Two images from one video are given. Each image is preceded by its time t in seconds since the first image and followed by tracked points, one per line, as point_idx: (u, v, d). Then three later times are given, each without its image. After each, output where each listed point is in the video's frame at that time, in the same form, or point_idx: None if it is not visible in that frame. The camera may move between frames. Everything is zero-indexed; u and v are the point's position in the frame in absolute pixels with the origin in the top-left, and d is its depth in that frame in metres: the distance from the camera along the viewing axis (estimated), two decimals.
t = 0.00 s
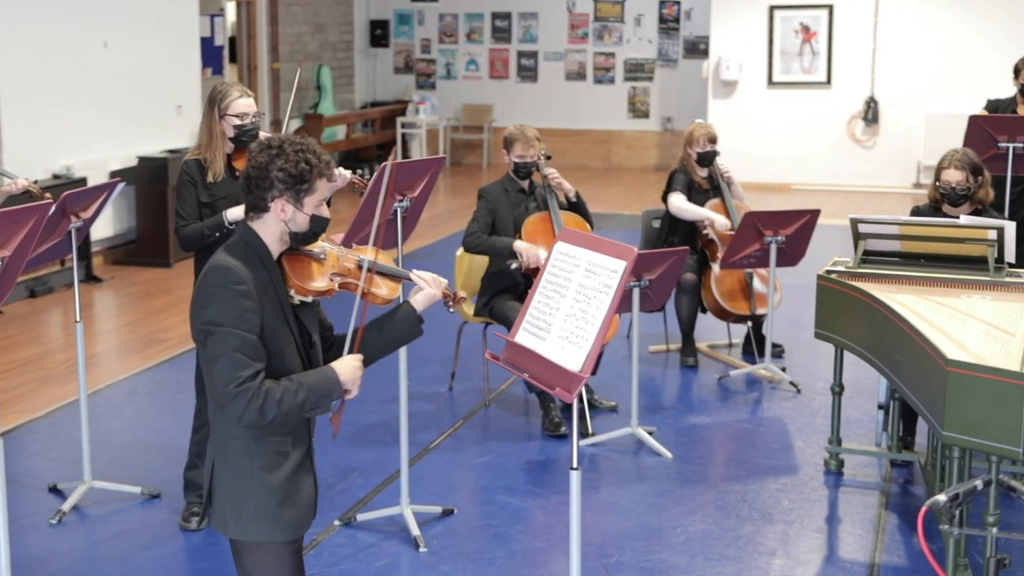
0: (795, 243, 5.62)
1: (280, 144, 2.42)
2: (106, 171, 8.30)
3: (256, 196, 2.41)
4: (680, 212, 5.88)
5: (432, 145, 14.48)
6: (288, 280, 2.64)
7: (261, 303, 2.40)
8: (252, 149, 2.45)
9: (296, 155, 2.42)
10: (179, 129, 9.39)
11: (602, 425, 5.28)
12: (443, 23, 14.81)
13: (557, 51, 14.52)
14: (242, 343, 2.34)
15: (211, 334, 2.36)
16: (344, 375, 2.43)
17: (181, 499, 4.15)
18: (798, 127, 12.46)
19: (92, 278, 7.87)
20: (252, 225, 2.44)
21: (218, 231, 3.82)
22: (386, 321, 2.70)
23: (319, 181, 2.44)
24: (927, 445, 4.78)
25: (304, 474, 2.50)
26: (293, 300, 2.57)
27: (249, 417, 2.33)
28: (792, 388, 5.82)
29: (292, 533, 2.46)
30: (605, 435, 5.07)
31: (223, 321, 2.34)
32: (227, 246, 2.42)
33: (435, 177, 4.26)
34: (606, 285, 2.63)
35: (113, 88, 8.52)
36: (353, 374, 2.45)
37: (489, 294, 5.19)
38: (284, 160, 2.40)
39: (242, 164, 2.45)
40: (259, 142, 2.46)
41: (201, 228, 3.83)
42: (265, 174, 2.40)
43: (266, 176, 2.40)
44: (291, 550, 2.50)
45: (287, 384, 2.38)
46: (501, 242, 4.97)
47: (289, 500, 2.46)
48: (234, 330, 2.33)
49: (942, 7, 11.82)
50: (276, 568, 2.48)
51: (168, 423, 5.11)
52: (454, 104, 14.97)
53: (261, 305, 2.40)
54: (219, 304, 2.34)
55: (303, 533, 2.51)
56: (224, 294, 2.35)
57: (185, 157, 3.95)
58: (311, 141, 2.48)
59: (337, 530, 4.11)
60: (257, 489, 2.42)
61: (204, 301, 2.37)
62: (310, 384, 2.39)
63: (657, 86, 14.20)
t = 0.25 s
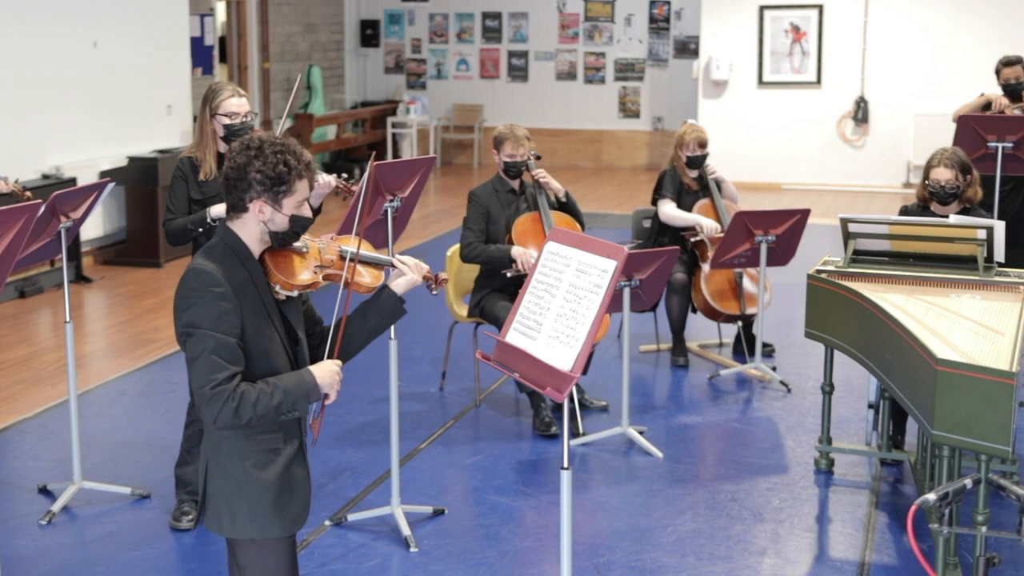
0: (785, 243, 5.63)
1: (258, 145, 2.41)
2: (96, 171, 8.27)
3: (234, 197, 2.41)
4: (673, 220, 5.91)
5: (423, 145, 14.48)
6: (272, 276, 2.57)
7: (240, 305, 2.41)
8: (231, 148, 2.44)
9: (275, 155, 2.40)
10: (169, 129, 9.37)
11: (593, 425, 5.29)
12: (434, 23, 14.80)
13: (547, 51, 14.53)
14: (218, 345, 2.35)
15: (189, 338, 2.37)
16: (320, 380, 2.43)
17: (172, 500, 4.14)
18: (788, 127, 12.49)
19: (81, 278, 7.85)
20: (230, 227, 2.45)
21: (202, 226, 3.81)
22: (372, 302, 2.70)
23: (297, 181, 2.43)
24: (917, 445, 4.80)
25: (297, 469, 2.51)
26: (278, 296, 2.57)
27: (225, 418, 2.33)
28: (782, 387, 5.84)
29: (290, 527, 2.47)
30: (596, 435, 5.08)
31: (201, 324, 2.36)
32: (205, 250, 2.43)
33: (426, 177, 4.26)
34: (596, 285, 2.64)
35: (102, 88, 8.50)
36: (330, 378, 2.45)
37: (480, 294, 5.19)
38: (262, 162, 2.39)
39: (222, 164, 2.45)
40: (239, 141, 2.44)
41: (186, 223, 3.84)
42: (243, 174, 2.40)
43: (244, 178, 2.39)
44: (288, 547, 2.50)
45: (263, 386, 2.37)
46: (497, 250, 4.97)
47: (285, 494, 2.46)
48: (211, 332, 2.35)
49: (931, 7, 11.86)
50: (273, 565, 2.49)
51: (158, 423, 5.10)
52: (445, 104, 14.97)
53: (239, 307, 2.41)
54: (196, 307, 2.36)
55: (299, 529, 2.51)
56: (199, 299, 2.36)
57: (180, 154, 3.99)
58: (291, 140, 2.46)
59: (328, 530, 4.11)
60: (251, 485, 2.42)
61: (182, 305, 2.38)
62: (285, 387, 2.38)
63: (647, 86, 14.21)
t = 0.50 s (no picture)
0: (775, 242, 5.65)
1: (252, 148, 2.41)
2: (85, 171, 8.25)
3: (227, 200, 2.41)
4: (658, 221, 5.92)
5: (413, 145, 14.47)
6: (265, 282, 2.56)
7: (231, 307, 2.41)
8: (223, 151, 2.44)
9: (267, 159, 2.40)
10: (158, 130, 9.35)
11: (584, 425, 5.29)
12: (424, 23, 14.80)
13: (537, 51, 14.53)
14: (207, 346, 2.35)
15: (181, 339, 2.37)
16: (311, 386, 2.43)
17: (162, 500, 4.14)
18: (778, 127, 12.51)
19: (70, 279, 7.82)
20: (222, 229, 2.44)
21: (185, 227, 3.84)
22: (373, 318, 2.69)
23: (290, 186, 2.43)
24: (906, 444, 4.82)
25: (289, 473, 2.51)
26: (270, 300, 2.56)
27: (213, 419, 2.32)
28: (772, 387, 5.85)
29: (281, 529, 2.47)
30: (586, 434, 5.09)
31: (192, 324, 2.36)
32: (197, 252, 2.43)
33: (415, 178, 4.26)
34: (586, 285, 2.64)
35: (92, 88, 8.47)
36: (322, 385, 2.44)
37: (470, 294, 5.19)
38: (255, 165, 2.39)
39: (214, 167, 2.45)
40: (230, 144, 2.44)
41: (170, 222, 3.86)
42: (235, 178, 2.39)
43: (236, 181, 2.39)
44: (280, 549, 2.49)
45: (252, 390, 2.37)
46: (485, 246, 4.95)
47: (276, 497, 2.46)
48: (202, 333, 2.35)
49: (920, 8, 11.89)
50: (265, 568, 2.48)
51: (148, 424, 5.09)
52: (435, 104, 14.97)
53: (230, 308, 2.41)
54: (187, 309, 2.36)
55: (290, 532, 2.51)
56: (191, 301, 2.37)
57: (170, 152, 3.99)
58: (283, 143, 2.46)
59: (318, 531, 4.10)
60: (242, 488, 2.42)
61: (173, 307, 2.39)
62: (278, 391, 2.39)
63: (637, 86, 14.23)
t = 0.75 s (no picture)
0: (764, 241, 5.66)
1: (246, 151, 2.40)
2: (73, 171, 8.22)
3: (223, 203, 2.41)
4: (652, 209, 5.91)
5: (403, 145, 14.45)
6: (263, 283, 2.57)
7: (226, 304, 2.42)
8: (219, 153, 2.44)
9: (262, 162, 2.40)
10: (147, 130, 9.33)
11: (573, 425, 5.30)
12: (413, 23, 14.79)
13: (527, 51, 14.54)
14: (208, 338, 2.35)
15: (177, 335, 2.37)
16: (317, 367, 2.42)
17: (152, 501, 4.13)
18: (767, 128, 12.54)
19: (59, 279, 7.80)
20: (220, 230, 2.44)
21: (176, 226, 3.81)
22: (373, 324, 2.67)
23: (286, 188, 2.42)
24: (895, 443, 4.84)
25: (275, 477, 2.51)
26: (269, 303, 2.56)
27: (223, 409, 2.31)
28: (761, 386, 5.87)
29: (262, 534, 2.45)
30: (576, 434, 5.10)
31: (190, 319, 2.36)
32: (194, 250, 2.43)
33: (406, 177, 4.26)
34: (575, 285, 2.65)
35: (80, 88, 8.45)
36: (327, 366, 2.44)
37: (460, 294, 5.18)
38: (250, 168, 2.39)
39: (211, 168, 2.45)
40: (226, 147, 2.44)
41: (160, 222, 3.84)
42: (231, 181, 2.39)
43: (232, 184, 2.39)
44: (263, 553, 2.49)
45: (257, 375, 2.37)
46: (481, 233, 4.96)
47: (259, 500, 2.45)
48: (200, 328, 2.35)
49: (909, 8, 11.94)
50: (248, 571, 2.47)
51: (137, 425, 5.08)
52: (424, 105, 14.96)
53: (226, 305, 2.41)
54: (184, 304, 2.37)
55: (274, 536, 2.50)
56: (187, 296, 2.37)
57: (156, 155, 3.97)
58: (279, 144, 2.45)
59: (308, 532, 4.10)
60: (227, 489, 2.42)
61: (170, 303, 2.39)
62: (281, 374, 2.38)
63: (626, 86, 14.25)
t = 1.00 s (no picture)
0: (754, 241, 5.67)
1: (247, 147, 2.40)
2: (62, 171, 8.20)
3: (224, 200, 2.41)
4: (646, 209, 5.93)
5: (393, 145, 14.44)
6: (262, 284, 2.56)
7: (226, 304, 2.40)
8: (219, 151, 2.44)
9: (264, 157, 2.40)
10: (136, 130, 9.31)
11: (563, 425, 5.30)
12: (403, 22, 14.78)
13: (516, 51, 14.54)
14: (207, 337, 2.33)
15: (176, 334, 2.35)
16: (315, 371, 2.40)
17: (141, 502, 4.12)
18: (756, 128, 12.57)
19: (47, 279, 7.77)
20: (222, 228, 2.43)
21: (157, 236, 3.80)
22: (371, 328, 2.61)
23: (289, 182, 2.43)
24: (884, 442, 4.85)
25: (268, 481, 2.50)
26: (269, 304, 2.57)
27: (219, 409, 2.30)
28: (751, 386, 5.88)
29: (254, 539, 2.45)
30: (565, 434, 5.11)
31: (189, 319, 2.34)
32: (196, 248, 2.41)
33: (396, 176, 4.27)
34: (565, 285, 2.65)
35: (68, 88, 8.43)
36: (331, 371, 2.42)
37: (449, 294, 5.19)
38: (251, 163, 2.39)
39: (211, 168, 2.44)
40: (225, 146, 2.44)
41: (141, 232, 3.82)
42: (232, 177, 2.39)
43: (233, 180, 2.39)
44: (253, 558, 2.49)
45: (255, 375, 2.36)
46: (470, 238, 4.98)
47: (249, 506, 2.45)
48: (199, 328, 2.33)
49: (897, 8, 11.98)
50: None
51: (126, 425, 5.07)
52: (414, 104, 14.96)
53: (225, 306, 2.39)
54: (184, 303, 2.35)
55: (264, 542, 2.50)
56: (188, 294, 2.35)
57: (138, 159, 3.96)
58: (279, 141, 2.46)
59: (298, 532, 4.10)
60: (217, 493, 2.42)
61: (169, 301, 2.37)
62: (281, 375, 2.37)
63: (616, 85, 14.26)
